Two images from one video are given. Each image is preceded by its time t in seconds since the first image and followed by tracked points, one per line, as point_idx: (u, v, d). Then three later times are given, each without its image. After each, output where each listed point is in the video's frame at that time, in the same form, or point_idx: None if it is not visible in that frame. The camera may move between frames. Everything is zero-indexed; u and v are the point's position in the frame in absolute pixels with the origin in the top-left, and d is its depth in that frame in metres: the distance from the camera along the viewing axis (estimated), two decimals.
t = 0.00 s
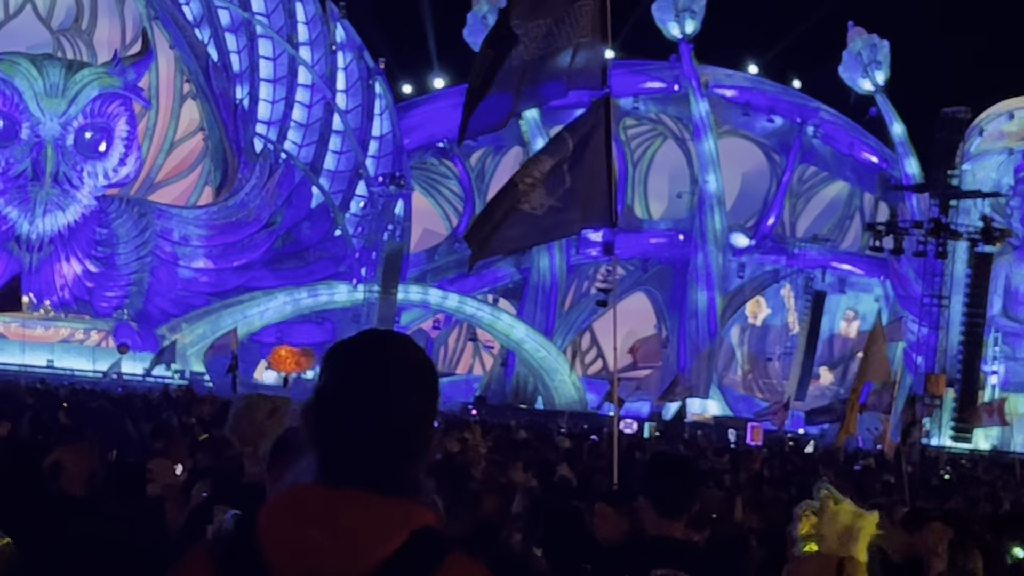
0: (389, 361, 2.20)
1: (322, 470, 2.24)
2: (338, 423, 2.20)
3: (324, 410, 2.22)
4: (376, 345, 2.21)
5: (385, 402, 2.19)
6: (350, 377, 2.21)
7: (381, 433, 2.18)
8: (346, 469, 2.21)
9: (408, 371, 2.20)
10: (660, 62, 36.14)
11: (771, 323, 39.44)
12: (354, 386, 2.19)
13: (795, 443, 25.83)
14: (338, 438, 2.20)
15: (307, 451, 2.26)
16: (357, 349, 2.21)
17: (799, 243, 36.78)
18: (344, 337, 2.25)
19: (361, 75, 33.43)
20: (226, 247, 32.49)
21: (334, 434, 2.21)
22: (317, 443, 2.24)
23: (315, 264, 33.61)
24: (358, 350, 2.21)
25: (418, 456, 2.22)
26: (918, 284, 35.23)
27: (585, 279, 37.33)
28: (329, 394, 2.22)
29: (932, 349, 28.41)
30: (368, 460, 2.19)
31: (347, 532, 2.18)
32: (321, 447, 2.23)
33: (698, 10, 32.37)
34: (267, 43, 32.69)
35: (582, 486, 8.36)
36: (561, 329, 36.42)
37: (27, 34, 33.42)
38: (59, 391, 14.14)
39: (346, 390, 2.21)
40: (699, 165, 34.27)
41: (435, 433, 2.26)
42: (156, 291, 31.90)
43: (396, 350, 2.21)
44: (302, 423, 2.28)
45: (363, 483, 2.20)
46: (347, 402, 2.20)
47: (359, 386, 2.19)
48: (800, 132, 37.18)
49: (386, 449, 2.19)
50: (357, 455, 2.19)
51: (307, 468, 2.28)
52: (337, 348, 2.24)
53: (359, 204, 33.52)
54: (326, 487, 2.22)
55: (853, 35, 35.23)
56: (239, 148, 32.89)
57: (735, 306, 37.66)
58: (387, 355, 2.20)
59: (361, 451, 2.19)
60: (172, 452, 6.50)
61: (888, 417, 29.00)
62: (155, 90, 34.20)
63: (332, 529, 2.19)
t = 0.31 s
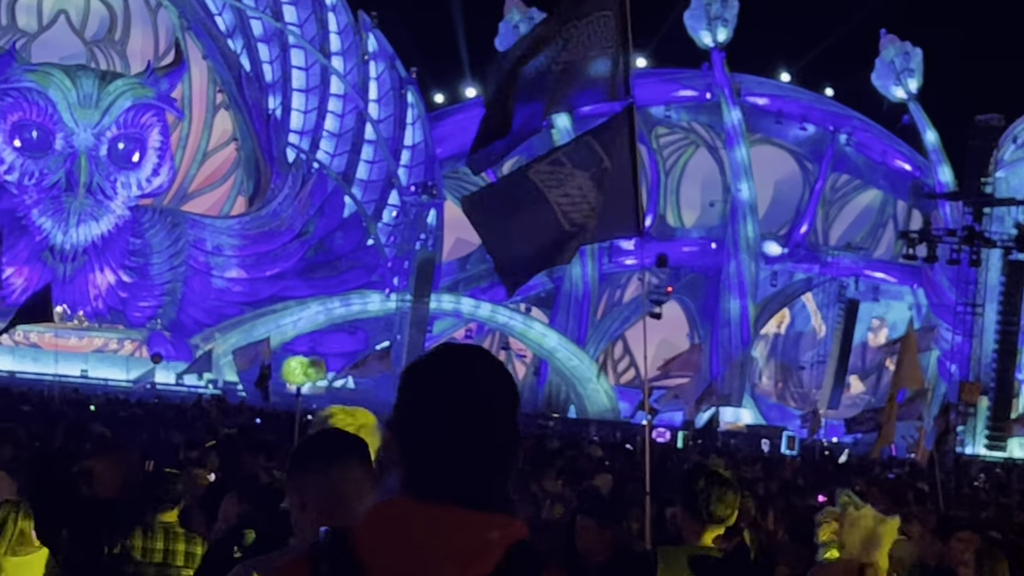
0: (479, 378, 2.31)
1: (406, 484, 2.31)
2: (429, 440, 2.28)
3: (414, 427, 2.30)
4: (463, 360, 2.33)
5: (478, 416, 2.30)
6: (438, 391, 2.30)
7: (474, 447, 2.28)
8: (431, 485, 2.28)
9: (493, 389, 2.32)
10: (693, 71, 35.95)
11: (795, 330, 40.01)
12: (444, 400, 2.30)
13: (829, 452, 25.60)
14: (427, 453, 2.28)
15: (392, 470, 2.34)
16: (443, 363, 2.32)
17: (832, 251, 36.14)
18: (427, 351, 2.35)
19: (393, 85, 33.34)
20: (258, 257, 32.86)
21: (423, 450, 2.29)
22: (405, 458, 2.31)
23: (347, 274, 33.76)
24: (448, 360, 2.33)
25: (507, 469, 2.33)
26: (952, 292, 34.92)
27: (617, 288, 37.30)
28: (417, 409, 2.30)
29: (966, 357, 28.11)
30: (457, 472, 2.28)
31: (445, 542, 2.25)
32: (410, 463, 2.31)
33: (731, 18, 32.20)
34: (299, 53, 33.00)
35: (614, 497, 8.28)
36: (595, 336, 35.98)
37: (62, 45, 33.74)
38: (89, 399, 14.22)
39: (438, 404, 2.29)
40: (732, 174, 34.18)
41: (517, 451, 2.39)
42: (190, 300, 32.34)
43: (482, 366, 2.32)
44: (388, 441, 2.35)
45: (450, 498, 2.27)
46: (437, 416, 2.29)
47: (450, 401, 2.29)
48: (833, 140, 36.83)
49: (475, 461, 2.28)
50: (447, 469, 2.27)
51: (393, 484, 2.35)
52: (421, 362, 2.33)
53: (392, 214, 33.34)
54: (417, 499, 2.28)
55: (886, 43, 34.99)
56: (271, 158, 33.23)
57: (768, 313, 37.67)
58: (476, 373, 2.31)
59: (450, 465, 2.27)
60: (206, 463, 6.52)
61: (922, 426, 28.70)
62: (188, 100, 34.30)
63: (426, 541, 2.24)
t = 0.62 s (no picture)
0: (556, 398, 2.46)
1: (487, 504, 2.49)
2: (508, 460, 2.44)
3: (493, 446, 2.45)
4: (539, 379, 2.46)
5: (555, 434, 2.44)
6: (515, 412, 2.45)
7: (551, 458, 2.44)
8: (516, 505, 2.46)
9: (572, 407, 2.47)
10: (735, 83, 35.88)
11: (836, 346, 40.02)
12: (522, 419, 2.44)
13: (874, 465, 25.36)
14: (509, 472, 2.45)
15: (477, 490, 2.51)
16: (520, 382, 2.47)
17: (875, 263, 35.86)
18: (506, 369, 2.49)
19: (435, 99, 33.27)
20: (301, 272, 32.69)
21: (506, 467, 2.45)
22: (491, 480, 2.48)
23: (390, 287, 33.28)
24: (526, 378, 2.47)
25: (588, 482, 2.50)
26: (996, 304, 34.55)
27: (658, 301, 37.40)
28: (494, 428, 2.46)
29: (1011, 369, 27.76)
30: (541, 489, 2.45)
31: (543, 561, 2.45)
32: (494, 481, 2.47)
33: (773, 30, 32.10)
34: (341, 68, 33.20)
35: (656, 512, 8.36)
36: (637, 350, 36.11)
37: (106, 61, 34.17)
38: (134, 413, 14.41)
39: (519, 427, 2.44)
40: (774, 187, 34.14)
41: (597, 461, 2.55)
42: (233, 315, 32.26)
43: (562, 390, 2.46)
44: (470, 463, 2.50)
45: (535, 519, 2.46)
46: (515, 434, 2.44)
47: (530, 419, 2.44)
48: (876, 152, 36.53)
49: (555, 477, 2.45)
50: (529, 487, 2.45)
51: (477, 507, 2.53)
52: (498, 381, 2.48)
53: (433, 228, 33.08)
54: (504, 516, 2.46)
55: (929, 54, 34.77)
56: (314, 172, 33.70)
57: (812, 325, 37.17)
58: (553, 392, 2.45)
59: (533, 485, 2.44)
60: (254, 476, 6.67)
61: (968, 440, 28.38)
62: (231, 116, 34.78)
63: (512, 556, 2.43)
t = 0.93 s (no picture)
0: (592, 407, 2.62)
1: (517, 516, 2.60)
2: (542, 468, 2.58)
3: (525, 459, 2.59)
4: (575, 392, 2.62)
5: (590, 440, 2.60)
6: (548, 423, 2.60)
7: (584, 471, 2.60)
8: (546, 515, 2.58)
9: (605, 419, 2.64)
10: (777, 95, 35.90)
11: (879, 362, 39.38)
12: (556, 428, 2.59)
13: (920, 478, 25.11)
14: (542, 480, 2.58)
15: (504, 503, 2.62)
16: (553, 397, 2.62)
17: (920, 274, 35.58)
18: (537, 383, 2.63)
19: (477, 113, 33.23)
20: (344, 285, 32.93)
21: (540, 479, 2.58)
22: (518, 489, 2.60)
23: (432, 301, 33.17)
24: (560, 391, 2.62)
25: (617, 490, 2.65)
26: None
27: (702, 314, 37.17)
28: (525, 441, 2.60)
29: None
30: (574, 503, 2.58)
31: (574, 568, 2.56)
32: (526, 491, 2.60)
33: (814, 41, 31.99)
34: (383, 82, 33.29)
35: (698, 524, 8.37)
36: (680, 362, 35.88)
37: (149, 77, 34.60)
38: (180, 428, 14.62)
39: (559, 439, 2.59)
40: (817, 199, 34.08)
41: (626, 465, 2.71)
42: (276, 329, 32.60)
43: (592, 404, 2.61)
44: (499, 472, 2.63)
45: (566, 529, 2.58)
46: (547, 445, 2.59)
47: (566, 430, 2.60)
48: (919, 163, 36.11)
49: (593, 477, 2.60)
50: (563, 499, 2.59)
51: (497, 519, 2.63)
52: (532, 394, 2.62)
53: (476, 241, 32.96)
54: (537, 526, 2.57)
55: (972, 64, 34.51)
56: (356, 187, 33.88)
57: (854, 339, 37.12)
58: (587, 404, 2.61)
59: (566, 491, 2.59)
60: (294, 487, 6.79)
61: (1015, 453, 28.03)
62: (273, 130, 35.48)
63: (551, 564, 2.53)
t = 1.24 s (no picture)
0: (574, 432, 3.06)
1: (500, 532, 3.03)
2: (522, 489, 3.02)
3: (505, 476, 3.03)
4: (558, 414, 3.06)
5: (567, 454, 3.04)
6: (530, 444, 3.03)
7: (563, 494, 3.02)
8: (529, 532, 3.00)
9: (585, 446, 3.06)
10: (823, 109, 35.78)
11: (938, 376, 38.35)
12: (537, 457, 3.03)
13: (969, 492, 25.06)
14: (523, 497, 3.01)
15: (490, 521, 3.06)
16: (535, 420, 3.05)
17: (967, 288, 35.66)
18: (522, 405, 3.07)
19: (521, 129, 33.74)
20: (390, 303, 33.42)
21: (520, 501, 3.02)
22: (503, 509, 3.04)
23: (478, 318, 33.75)
24: (546, 411, 3.06)
25: (596, 510, 3.05)
26: None
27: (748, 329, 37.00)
28: (509, 468, 3.03)
29: None
30: (551, 519, 3.00)
31: None
32: (506, 506, 3.04)
33: (860, 55, 32.04)
34: (427, 99, 33.78)
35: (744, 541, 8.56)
36: (726, 378, 35.45)
37: (196, 96, 35.25)
38: (235, 446, 14.97)
39: (543, 461, 3.03)
40: (863, 212, 33.92)
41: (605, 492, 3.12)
42: (323, 347, 33.32)
43: (568, 428, 3.05)
44: (489, 494, 3.07)
45: (542, 545, 2.98)
46: (530, 475, 3.02)
47: (547, 466, 3.03)
48: (967, 176, 36.03)
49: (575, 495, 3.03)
50: (543, 517, 3.01)
51: (489, 534, 3.06)
52: (521, 414, 3.06)
53: (522, 258, 33.51)
54: (516, 539, 2.99)
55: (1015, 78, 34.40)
56: (402, 205, 34.29)
57: (904, 353, 36.48)
58: (566, 428, 3.05)
59: (551, 501, 3.02)
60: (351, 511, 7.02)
61: None
62: (319, 148, 36.04)
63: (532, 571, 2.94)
